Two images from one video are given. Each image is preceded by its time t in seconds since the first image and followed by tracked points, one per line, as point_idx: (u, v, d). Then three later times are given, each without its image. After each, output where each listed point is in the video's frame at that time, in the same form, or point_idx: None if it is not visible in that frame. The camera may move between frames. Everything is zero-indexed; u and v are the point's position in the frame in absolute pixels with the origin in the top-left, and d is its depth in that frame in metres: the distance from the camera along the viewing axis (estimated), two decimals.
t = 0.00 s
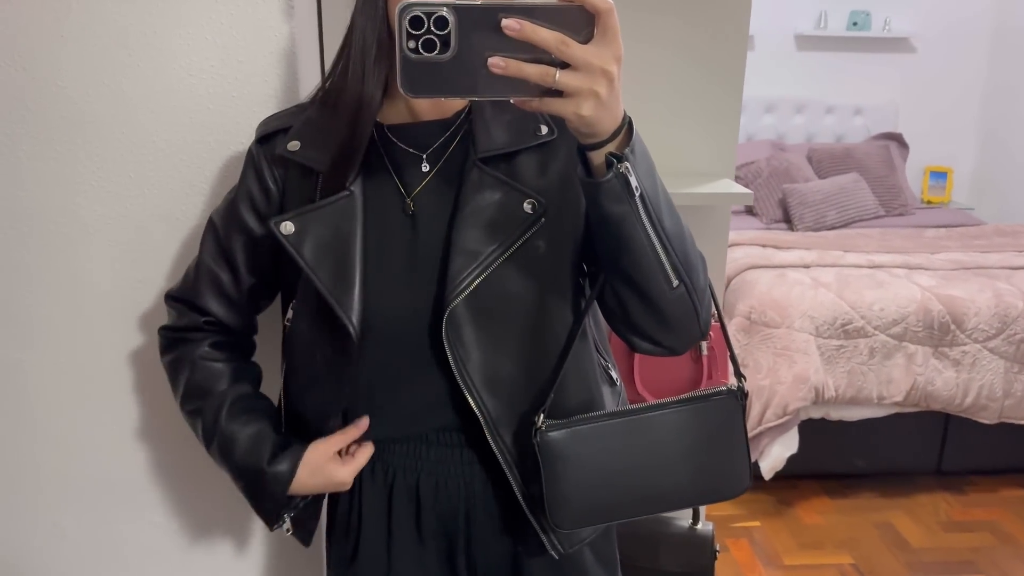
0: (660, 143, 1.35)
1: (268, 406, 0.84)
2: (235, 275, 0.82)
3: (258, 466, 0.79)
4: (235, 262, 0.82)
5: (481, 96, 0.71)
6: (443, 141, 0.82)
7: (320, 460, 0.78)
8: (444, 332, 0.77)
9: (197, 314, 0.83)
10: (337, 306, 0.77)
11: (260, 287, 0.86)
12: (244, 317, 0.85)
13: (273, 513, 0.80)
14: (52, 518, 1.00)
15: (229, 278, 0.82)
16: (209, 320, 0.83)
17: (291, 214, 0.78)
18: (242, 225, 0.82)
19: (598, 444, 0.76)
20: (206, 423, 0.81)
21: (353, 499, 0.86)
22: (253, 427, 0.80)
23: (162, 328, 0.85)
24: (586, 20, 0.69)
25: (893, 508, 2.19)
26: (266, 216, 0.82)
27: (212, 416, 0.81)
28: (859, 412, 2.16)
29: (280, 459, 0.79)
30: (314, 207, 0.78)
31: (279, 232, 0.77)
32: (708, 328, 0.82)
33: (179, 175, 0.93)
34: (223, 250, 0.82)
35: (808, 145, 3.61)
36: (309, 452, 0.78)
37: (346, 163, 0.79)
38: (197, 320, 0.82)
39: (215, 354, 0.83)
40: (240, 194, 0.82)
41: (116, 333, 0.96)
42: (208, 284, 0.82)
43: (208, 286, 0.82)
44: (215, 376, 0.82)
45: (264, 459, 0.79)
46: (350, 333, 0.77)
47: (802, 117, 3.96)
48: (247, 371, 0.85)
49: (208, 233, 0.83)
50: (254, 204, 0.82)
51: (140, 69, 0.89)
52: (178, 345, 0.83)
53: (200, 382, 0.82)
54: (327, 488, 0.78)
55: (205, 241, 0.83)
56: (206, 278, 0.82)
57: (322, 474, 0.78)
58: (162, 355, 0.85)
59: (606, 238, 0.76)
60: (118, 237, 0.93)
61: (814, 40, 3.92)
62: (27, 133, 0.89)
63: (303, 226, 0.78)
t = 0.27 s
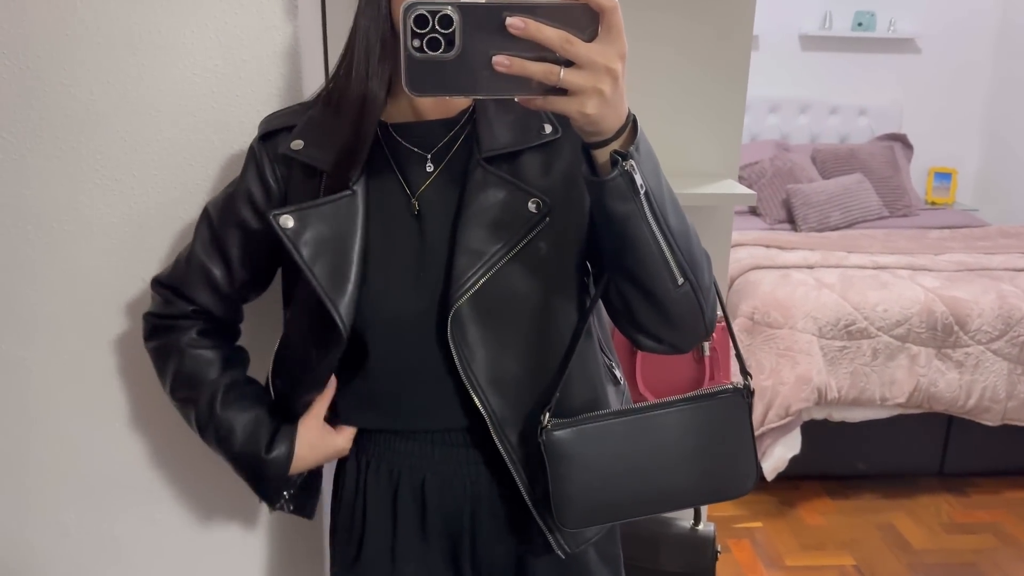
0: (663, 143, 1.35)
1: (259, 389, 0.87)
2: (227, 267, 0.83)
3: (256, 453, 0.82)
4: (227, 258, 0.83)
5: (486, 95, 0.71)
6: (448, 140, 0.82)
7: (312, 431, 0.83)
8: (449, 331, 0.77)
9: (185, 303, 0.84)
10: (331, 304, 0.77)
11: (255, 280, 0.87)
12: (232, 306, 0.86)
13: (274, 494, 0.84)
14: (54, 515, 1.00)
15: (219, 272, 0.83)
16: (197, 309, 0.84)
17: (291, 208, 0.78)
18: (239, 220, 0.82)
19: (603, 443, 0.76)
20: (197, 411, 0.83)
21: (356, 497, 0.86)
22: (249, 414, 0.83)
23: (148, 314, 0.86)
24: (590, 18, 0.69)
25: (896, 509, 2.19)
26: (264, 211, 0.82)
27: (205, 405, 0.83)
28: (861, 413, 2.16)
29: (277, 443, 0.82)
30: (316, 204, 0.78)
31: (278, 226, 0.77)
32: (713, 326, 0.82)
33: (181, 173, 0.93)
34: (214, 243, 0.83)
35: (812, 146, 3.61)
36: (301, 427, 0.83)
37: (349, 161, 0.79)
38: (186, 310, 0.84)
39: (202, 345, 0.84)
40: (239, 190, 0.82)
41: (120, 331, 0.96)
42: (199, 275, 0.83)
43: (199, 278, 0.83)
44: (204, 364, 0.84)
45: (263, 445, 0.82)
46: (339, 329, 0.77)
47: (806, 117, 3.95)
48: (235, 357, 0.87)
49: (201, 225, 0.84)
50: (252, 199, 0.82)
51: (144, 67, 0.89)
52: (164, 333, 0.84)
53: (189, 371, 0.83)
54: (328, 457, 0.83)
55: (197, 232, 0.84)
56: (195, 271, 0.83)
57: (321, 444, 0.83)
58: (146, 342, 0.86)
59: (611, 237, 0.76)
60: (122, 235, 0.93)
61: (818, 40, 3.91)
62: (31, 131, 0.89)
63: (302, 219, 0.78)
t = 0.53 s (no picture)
0: (663, 142, 1.35)
1: (241, 399, 0.86)
2: (221, 254, 0.83)
3: (235, 469, 0.81)
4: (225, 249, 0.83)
5: (488, 94, 0.72)
6: (450, 137, 0.83)
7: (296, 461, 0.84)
8: (449, 328, 0.77)
9: (179, 295, 0.83)
10: (327, 302, 0.78)
11: (247, 275, 0.87)
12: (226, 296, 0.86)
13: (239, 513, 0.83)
14: (53, 510, 1.00)
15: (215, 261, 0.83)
16: (191, 301, 0.83)
17: (290, 206, 0.78)
18: (236, 214, 0.83)
19: (602, 440, 0.77)
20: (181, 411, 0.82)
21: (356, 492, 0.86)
22: (232, 428, 0.82)
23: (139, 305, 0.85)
24: (592, 18, 0.69)
25: (895, 510, 2.19)
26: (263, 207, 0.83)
27: (188, 410, 0.82)
28: (861, 413, 2.16)
29: (259, 461, 0.82)
30: (315, 202, 0.79)
31: (277, 223, 0.77)
32: (713, 325, 0.82)
33: (182, 169, 0.93)
34: (211, 233, 0.83)
35: (814, 146, 3.61)
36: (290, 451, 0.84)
37: (348, 160, 0.80)
38: (180, 302, 0.83)
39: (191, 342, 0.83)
40: (238, 184, 0.83)
41: (122, 328, 0.97)
42: (195, 266, 0.82)
43: (196, 268, 0.82)
44: (190, 369, 0.82)
45: (240, 463, 0.81)
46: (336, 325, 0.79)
47: (808, 118, 3.95)
48: (222, 363, 0.86)
49: (198, 215, 0.84)
50: (250, 195, 0.83)
51: (144, 65, 0.89)
52: (157, 326, 0.83)
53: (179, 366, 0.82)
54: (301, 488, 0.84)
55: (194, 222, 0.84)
56: (191, 259, 0.82)
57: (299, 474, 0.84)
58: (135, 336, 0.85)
59: (612, 235, 0.77)
60: (122, 232, 0.94)
61: (820, 40, 3.91)
62: (32, 126, 0.89)
63: (300, 217, 0.79)
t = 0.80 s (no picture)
0: (667, 142, 1.35)
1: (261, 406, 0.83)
2: (236, 262, 0.82)
3: (250, 461, 0.79)
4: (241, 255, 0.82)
5: (490, 93, 0.72)
6: (456, 136, 0.83)
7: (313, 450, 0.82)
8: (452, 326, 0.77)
9: (193, 304, 0.82)
10: (350, 297, 0.77)
11: (260, 287, 0.86)
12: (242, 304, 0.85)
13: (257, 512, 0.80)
14: (58, 510, 0.99)
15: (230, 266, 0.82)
16: (205, 310, 0.82)
17: (304, 203, 0.78)
18: (249, 215, 0.82)
19: (604, 437, 0.77)
20: (198, 418, 0.80)
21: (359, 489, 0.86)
22: (246, 424, 0.80)
23: (155, 319, 0.84)
24: (593, 18, 0.69)
25: (898, 511, 2.19)
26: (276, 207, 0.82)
27: (203, 411, 0.80)
28: (863, 414, 2.16)
29: (272, 455, 0.80)
30: (328, 200, 0.79)
31: (292, 221, 0.78)
32: (714, 325, 0.82)
33: (190, 166, 0.94)
34: (226, 240, 0.82)
35: (817, 147, 3.61)
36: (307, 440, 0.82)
37: (358, 156, 0.80)
38: (195, 311, 0.82)
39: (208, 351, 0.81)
40: (250, 185, 0.83)
41: (126, 327, 0.96)
42: (209, 272, 0.82)
43: (211, 277, 0.82)
44: (206, 371, 0.81)
45: (254, 455, 0.79)
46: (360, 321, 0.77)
47: (810, 119, 3.95)
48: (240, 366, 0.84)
49: (213, 225, 0.84)
50: (263, 196, 0.83)
51: (152, 62, 0.89)
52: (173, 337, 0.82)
53: (194, 375, 0.80)
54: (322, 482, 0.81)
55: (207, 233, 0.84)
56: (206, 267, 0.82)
57: (317, 465, 0.81)
58: (152, 348, 0.84)
59: (613, 234, 0.76)
60: (130, 229, 0.94)
61: (822, 41, 3.91)
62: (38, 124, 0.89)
63: (315, 215, 0.79)
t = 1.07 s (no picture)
0: (669, 143, 1.35)
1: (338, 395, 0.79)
2: (271, 277, 0.79)
3: (359, 437, 0.74)
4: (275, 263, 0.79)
5: (489, 95, 0.72)
6: (456, 136, 0.83)
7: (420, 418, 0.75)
8: (450, 328, 0.77)
9: (239, 330, 0.78)
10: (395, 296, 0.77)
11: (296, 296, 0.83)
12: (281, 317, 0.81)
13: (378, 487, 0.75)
14: (62, 507, 1.01)
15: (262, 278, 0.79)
16: (248, 331, 0.78)
17: (326, 218, 0.77)
18: (275, 229, 0.80)
19: (601, 437, 0.77)
20: (276, 431, 0.74)
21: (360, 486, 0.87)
22: (336, 407, 0.75)
23: (198, 361, 0.79)
24: (592, 21, 0.69)
25: (897, 512, 2.19)
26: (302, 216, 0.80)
27: (287, 418, 0.74)
28: (862, 415, 2.16)
29: (379, 423, 0.74)
30: (350, 206, 0.77)
31: (320, 237, 0.77)
32: (713, 326, 0.82)
33: (194, 167, 0.94)
34: (252, 256, 0.79)
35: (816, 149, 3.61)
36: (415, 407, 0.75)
37: (376, 152, 0.79)
38: (240, 335, 0.78)
39: (266, 364, 0.77)
40: (267, 198, 0.80)
41: (129, 326, 0.97)
42: (247, 291, 0.78)
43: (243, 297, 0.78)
44: (272, 381, 0.76)
45: (362, 428, 0.74)
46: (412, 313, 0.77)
47: (810, 121, 3.96)
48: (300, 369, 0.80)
49: (234, 249, 0.81)
50: (285, 210, 0.81)
51: (157, 63, 0.89)
52: (221, 369, 0.77)
53: (259, 396, 0.75)
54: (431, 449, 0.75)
55: (233, 256, 0.80)
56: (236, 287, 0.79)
57: (422, 435, 0.74)
58: (206, 394, 0.79)
59: (612, 236, 0.77)
60: (133, 229, 0.94)
61: (822, 43, 3.92)
62: (43, 122, 0.89)
63: (341, 226, 0.77)
